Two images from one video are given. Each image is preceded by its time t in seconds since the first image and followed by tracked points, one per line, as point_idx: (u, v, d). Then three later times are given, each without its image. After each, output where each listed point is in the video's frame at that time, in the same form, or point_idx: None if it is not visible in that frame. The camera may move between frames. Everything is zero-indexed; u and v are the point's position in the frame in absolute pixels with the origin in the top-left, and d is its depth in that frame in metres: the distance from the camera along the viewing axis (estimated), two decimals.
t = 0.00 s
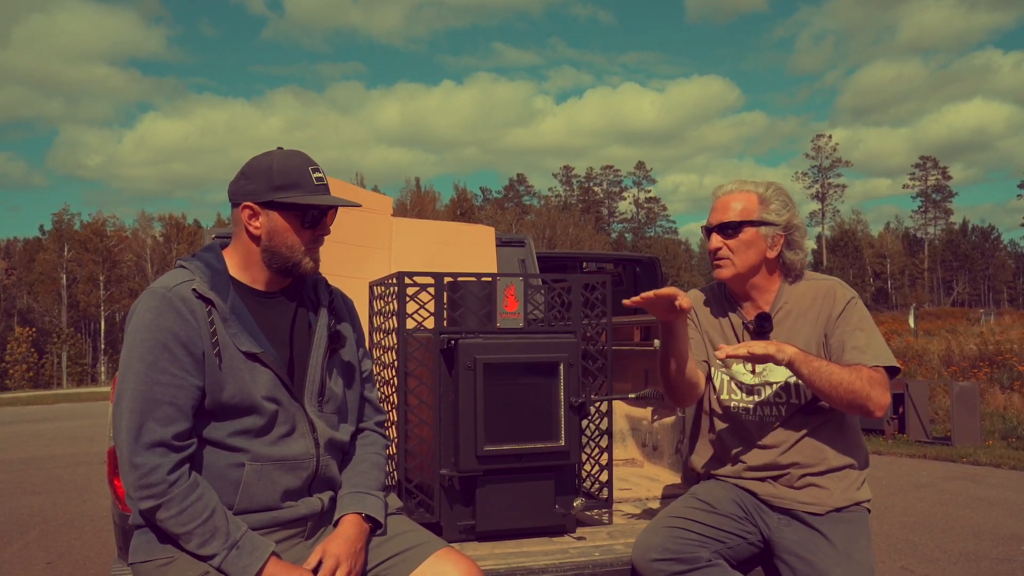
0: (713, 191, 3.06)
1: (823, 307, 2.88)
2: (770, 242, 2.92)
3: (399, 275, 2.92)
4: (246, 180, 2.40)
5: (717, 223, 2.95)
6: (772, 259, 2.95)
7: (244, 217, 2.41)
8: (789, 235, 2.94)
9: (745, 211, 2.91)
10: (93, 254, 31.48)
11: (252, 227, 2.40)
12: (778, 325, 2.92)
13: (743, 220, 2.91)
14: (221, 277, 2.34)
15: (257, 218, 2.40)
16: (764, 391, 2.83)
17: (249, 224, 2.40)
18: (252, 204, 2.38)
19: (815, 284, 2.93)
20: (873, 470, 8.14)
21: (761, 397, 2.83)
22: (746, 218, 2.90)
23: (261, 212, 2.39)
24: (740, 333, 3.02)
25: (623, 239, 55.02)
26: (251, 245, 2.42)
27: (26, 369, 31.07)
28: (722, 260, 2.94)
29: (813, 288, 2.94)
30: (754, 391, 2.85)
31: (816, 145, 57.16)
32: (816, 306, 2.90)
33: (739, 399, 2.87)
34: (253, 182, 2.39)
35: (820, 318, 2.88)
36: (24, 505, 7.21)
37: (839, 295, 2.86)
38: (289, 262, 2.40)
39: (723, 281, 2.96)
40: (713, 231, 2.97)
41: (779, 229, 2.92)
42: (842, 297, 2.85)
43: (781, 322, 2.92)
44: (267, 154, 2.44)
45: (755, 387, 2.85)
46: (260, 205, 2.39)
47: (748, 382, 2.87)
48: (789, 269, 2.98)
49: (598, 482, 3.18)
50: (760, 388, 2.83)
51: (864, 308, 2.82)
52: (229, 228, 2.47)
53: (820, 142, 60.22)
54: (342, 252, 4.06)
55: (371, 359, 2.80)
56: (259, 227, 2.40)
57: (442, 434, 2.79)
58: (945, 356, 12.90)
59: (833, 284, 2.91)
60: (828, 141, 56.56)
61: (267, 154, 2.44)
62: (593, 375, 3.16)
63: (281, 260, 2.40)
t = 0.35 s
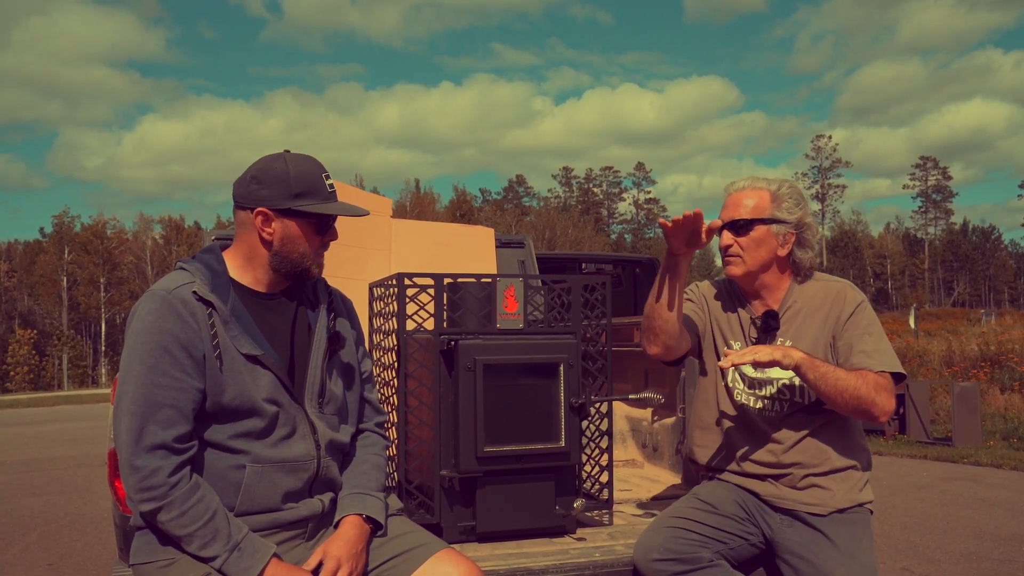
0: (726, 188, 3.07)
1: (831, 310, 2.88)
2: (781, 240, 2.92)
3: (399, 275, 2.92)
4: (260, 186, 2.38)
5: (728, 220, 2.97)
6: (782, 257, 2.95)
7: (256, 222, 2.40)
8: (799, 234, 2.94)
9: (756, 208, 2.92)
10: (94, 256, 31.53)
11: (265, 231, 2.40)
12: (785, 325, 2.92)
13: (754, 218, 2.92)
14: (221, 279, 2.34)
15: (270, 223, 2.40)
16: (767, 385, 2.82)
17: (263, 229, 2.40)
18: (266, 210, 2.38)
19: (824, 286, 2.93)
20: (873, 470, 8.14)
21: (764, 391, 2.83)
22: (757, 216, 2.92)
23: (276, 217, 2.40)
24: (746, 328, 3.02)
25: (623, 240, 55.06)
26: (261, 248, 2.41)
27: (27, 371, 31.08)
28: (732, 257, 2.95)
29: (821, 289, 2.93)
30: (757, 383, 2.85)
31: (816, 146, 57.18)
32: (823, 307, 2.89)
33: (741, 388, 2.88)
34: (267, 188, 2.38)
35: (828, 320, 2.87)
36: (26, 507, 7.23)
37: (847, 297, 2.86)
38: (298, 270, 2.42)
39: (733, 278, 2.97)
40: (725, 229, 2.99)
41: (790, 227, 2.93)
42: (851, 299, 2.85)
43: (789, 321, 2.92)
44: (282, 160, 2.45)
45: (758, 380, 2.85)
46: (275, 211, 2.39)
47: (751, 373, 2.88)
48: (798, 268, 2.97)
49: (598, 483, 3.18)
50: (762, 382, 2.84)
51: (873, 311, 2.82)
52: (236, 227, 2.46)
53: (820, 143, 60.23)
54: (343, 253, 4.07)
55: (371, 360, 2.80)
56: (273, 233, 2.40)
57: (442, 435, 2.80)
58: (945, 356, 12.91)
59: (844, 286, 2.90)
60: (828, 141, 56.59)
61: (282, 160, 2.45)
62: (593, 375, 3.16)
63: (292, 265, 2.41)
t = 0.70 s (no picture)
0: (731, 186, 3.06)
1: (835, 309, 2.87)
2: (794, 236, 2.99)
3: (398, 276, 2.92)
4: (255, 183, 2.38)
5: (753, 219, 2.93)
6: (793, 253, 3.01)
7: (254, 219, 2.40)
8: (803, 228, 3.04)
9: (776, 205, 2.93)
10: (95, 256, 31.55)
11: (262, 228, 2.40)
12: (789, 324, 2.92)
13: (778, 215, 2.92)
14: (220, 279, 2.34)
15: (268, 219, 2.40)
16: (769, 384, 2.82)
17: (259, 225, 2.39)
18: (262, 206, 2.38)
19: (825, 284, 2.92)
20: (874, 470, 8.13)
21: (766, 390, 2.83)
22: (780, 213, 2.92)
23: (272, 213, 2.40)
24: (750, 326, 3.02)
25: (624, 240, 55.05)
26: (259, 244, 2.41)
27: (28, 371, 31.09)
28: (760, 255, 2.92)
29: (825, 289, 2.92)
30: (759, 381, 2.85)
31: (817, 145, 57.15)
32: (827, 307, 2.88)
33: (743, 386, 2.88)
34: (262, 185, 2.38)
35: (831, 320, 2.87)
36: (28, 507, 7.24)
37: (851, 296, 2.86)
38: (298, 262, 2.42)
39: (761, 277, 2.93)
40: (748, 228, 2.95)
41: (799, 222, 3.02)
42: (854, 298, 2.85)
43: (793, 320, 2.92)
44: (275, 156, 2.44)
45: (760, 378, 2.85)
46: (270, 207, 2.39)
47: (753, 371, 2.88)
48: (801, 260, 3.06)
49: (598, 483, 3.18)
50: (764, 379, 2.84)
51: (876, 310, 2.82)
52: (232, 228, 2.45)
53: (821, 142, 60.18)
54: (344, 254, 4.08)
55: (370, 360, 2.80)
56: (269, 229, 2.40)
57: (442, 435, 2.80)
58: (946, 356, 12.91)
59: (847, 286, 2.90)
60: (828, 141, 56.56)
61: (275, 156, 2.44)
62: (593, 375, 3.16)
63: (291, 260, 2.41)
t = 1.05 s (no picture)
0: (737, 180, 3.04)
1: (841, 303, 2.86)
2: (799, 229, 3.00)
3: (401, 271, 2.91)
4: (256, 177, 2.38)
5: (765, 212, 2.91)
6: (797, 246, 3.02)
7: (255, 213, 2.40)
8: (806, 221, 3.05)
9: (784, 199, 2.93)
10: (99, 253, 31.63)
11: (264, 222, 2.40)
12: (794, 317, 2.91)
13: (788, 209, 2.92)
14: (222, 274, 2.34)
15: (270, 212, 2.40)
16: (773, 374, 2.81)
17: (262, 219, 2.40)
18: (264, 199, 2.38)
19: (832, 278, 2.91)
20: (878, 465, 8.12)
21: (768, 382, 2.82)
22: (789, 206, 2.92)
23: (274, 206, 2.40)
24: (755, 318, 3.00)
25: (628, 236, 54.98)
26: (262, 238, 2.41)
27: (34, 368, 31.18)
28: (775, 248, 2.89)
29: (832, 283, 2.91)
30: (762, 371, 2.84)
31: (821, 141, 57.02)
32: (834, 301, 2.88)
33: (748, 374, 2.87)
34: (264, 179, 2.37)
35: (836, 315, 2.86)
36: (34, 503, 7.26)
37: (856, 290, 2.85)
38: (301, 257, 2.42)
39: (776, 271, 2.90)
40: (761, 222, 2.92)
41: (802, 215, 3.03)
42: (861, 292, 2.84)
43: (799, 314, 2.91)
44: (276, 150, 2.44)
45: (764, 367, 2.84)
46: (272, 200, 2.39)
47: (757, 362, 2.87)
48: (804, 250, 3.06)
49: (601, 477, 3.18)
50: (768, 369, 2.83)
51: (882, 304, 2.81)
52: (234, 223, 2.44)
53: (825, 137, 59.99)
54: (347, 249, 4.08)
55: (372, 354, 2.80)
56: (271, 222, 2.40)
57: (445, 429, 2.80)
58: (950, 352, 12.88)
59: (852, 280, 2.89)
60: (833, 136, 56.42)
61: (276, 150, 2.44)
62: (596, 370, 3.15)
63: (294, 254, 2.41)
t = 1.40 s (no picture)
0: (737, 177, 3.03)
1: (842, 299, 2.86)
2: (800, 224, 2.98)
3: (402, 268, 2.90)
4: (259, 173, 2.38)
5: (764, 210, 2.91)
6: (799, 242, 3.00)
7: (258, 210, 2.40)
8: (808, 218, 3.03)
9: (783, 195, 2.92)
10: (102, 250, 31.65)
11: (267, 219, 2.40)
12: (795, 313, 2.91)
13: (787, 205, 2.91)
14: (224, 270, 2.35)
15: (274, 210, 2.40)
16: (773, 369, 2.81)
17: (264, 216, 2.40)
18: (268, 196, 2.38)
19: (833, 275, 2.90)
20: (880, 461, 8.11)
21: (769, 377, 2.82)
22: (788, 203, 2.91)
23: (277, 203, 2.39)
24: (755, 314, 3.00)
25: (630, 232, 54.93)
26: (264, 235, 2.41)
27: (37, 365, 31.23)
28: (774, 245, 2.89)
29: (835, 279, 2.90)
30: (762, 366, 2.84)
31: (823, 137, 56.93)
32: (836, 298, 2.87)
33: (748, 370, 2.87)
34: (267, 176, 2.38)
35: (838, 311, 2.85)
36: (37, 500, 7.27)
37: (858, 287, 2.83)
38: (304, 253, 2.42)
39: (776, 267, 2.90)
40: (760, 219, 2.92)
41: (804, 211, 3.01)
42: (863, 289, 2.82)
43: (800, 310, 2.91)
44: (280, 147, 2.43)
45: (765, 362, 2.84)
46: (275, 197, 2.39)
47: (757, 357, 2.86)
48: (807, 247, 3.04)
49: (603, 473, 3.17)
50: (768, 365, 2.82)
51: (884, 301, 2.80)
52: (236, 221, 2.44)
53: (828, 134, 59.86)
54: (349, 247, 4.08)
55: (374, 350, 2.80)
56: (274, 219, 2.40)
57: (448, 425, 2.80)
58: (953, 348, 12.86)
59: (854, 276, 2.87)
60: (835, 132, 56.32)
61: (279, 147, 2.43)
62: (598, 366, 3.14)
63: (296, 251, 2.41)
